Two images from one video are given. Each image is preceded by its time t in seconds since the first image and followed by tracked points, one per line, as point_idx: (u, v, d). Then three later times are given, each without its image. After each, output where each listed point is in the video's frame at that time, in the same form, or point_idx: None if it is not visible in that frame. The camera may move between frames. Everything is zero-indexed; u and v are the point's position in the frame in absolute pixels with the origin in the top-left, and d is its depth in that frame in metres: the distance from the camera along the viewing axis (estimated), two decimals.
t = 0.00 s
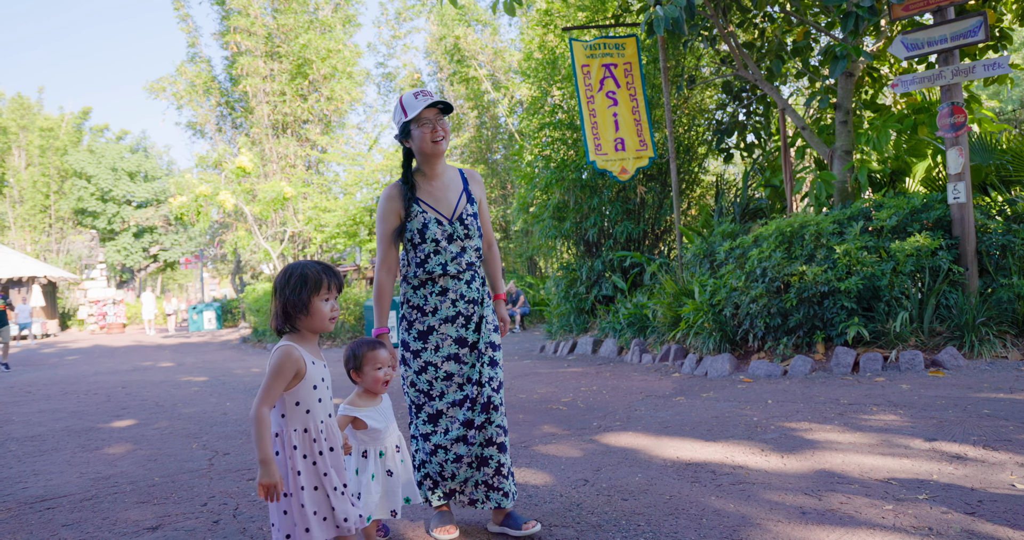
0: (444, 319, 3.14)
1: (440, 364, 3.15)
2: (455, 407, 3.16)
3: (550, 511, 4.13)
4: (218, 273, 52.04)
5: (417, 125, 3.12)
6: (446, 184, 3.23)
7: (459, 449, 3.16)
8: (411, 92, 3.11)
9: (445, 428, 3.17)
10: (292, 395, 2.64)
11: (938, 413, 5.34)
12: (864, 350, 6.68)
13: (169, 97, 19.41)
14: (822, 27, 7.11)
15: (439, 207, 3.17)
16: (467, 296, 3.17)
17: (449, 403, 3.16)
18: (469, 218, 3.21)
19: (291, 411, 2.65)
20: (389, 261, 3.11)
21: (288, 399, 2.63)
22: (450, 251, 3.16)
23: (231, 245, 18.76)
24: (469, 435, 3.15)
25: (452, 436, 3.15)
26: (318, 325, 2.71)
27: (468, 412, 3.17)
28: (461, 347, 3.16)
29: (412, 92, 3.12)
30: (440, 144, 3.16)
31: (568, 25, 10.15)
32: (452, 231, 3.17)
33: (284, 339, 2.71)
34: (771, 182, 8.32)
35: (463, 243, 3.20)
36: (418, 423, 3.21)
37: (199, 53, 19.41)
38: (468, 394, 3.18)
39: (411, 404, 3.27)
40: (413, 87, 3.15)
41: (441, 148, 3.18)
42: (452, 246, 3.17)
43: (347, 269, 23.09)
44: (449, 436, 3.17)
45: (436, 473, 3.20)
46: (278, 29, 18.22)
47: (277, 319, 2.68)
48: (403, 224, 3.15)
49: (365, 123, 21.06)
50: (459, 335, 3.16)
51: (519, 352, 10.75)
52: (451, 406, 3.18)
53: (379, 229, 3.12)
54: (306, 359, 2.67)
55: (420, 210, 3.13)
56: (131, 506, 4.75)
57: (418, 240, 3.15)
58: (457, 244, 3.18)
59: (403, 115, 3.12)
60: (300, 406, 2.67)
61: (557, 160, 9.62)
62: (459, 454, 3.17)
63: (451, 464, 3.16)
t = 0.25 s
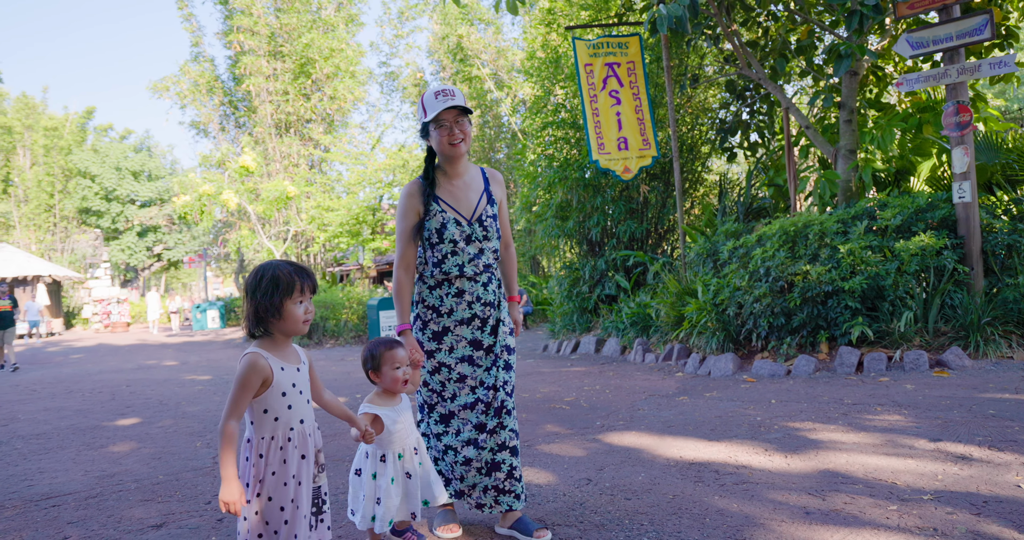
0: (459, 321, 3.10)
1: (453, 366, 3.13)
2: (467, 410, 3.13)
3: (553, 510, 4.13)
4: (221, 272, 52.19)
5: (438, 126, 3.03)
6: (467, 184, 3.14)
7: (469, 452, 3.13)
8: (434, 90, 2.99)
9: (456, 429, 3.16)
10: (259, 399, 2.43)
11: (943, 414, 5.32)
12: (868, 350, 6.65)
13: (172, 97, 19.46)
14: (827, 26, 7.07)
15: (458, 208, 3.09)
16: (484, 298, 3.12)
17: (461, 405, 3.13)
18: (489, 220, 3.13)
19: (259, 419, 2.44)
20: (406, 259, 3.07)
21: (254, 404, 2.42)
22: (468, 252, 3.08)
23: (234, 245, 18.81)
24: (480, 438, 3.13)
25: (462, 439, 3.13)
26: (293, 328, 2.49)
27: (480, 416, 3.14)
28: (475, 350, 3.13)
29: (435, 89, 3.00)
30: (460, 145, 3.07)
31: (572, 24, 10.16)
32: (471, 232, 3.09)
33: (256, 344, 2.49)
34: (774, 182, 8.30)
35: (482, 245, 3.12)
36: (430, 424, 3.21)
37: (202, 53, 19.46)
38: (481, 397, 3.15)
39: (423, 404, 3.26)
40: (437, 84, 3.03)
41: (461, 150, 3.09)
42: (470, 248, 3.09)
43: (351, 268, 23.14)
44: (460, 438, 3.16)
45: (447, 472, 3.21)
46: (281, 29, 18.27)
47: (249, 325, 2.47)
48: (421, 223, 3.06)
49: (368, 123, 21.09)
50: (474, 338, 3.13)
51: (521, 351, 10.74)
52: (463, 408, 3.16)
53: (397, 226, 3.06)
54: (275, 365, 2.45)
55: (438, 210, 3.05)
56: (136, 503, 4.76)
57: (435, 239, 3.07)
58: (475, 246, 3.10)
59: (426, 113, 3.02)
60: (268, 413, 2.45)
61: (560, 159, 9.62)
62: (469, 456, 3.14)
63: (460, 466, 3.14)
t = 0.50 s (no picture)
0: (486, 318, 3.05)
1: (478, 363, 3.07)
2: (490, 408, 3.08)
3: (564, 508, 4.12)
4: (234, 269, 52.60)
5: (471, 127, 2.95)
6: (497, 179, 3.08)
7: (491, 450, 3.08)
8: (470, 90, 2.87)
9: (479, 428, 3.10)
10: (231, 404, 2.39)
11: (959, 414, 5.25)
12: (882, 349, 6.58)
13: (184, 96, 19.59)
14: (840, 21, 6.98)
15: (487, 204, 3.03)
16: (511, 295, 3.07)
17: (484, 403, 3.08)
18: (518, 216, 3.07)
19: (234, 424, 2.40)
20: (434, 253, 3.03)
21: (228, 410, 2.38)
22: (495, 248, 3.03)
23: (246, 243, 18.93)
24: (502, 437, 3.08)
25: (485, 437, 3.07)
26: (267, 331, 2.45)
27: (502, 414, 3.09)
28: (500, 348, 3.07)
29: (471, 88, 2.89)
30: (491, 148, 3.00)
31: (581, 21, 10.14)
32: (499, 228, 3.04)
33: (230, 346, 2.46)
34: (786, 179, 8.23)
35: (510, 241, 3.06)
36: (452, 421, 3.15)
37: (213, 53, 19.58)
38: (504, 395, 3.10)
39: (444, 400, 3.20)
40: (473, 81, 2.92)
41: (493, 151, 3.02)
42: (497, 244, 3.04)
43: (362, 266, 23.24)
44: (482, 436, 3.10)
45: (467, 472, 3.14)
46: (291, 28, 18.35)
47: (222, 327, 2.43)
48: (450, 218, 3.02)
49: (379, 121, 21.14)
50: (500, 335, 3.07)
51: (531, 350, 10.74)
52: (487, 406, 3.10)
53: (425, 221, 3.02)
54: (248, 369, 2.41)
55: (467, 206, 3.00)
56: (150, 499, 4.80)
57: (463, 234, 3.02)
58: (503, 242, 3.05)
59: (460, 110, 2.93)
60: (243, 419, 2.41)
61: (570, 157, 9.61)
62: (491, 454, 3.09)
63: (481, 464, 3.09)
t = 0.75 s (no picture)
0: (516, 314, 3.05)
1: (508, 359, 3.06)
2: (521, 408, 3.06)
3: (580, 505, 4.12)
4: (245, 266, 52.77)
5: (502, 130, 2.92)
6: (528, 174, 3.07)
7: (521, 450, 3.07)
8: (501, 93, 2.83)
9: (509, 427, 3.07)
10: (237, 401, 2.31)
11: (975, 413, 5.23)
12: (897, 348, 6.56)
13: (199, 94, 19.65)
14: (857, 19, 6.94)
15: (518, 198, 3.03)
16: (540, 292, 3.07)
17: (516, 403, 3.05)
18: (548, 211, 3.08)
19: (241, 423, 2.33)
20: (465, 244, 3.03)
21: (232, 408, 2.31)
22: (525, 243, 3.04)
23: (261, 241, 19.00)
24: (533, 437, 3.07)
25: (516, 437, 3.05)
26: (261, 329, 2.39)
27: (533, 413, 3.08)
28: (530, 345, 3.06)
29: (503, 90, 2.84)
30: (522, 149, 2.97)
31: (597, 19, 10.15)
32: (529, 223, 3.04)
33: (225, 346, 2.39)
34: (802, 177, 8.22)
35: (540, 236, 3.07)
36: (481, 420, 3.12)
37: (229, 51, 19.63)
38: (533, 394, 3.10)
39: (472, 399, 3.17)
40: (505, 83, 2.86)
41: (525, 152, 3.00)
42: (528, 239, 3.04)
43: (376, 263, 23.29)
44: (512, 436, 3.08)
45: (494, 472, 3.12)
46: (306, 26, 18.37)
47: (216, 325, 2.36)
48: (480, 211, 3.03)
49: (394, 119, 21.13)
50: (530, 332, 3.06)
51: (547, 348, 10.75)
52: (517, 405, 3.08)
53: (455, 212, 3.03)
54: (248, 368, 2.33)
55: (498, 200, 3.00)
56: (167, 495, 4.82)
57: (492, 228, 3.04)
58: (533, 237, 3.06)
59: (491, 110, 2.90)
60: (249, 417, 2.33)
61: (586, 154, 9.62)
62: (520, 454, 3.08)
63: (511, 464, 3.08)
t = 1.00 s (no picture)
0: (536, 309, 3.05)
1: (531, 353, 3.03)
2: (548, 402, 3.01)
3: (587, 502, 4.13)
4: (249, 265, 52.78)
5: (522, 126, 2.91)
6: (547, 168, 3.07)
7: (547, 448, 3.01)
8: (522, 90, 2.82)
9: (534, 424, 3.01)
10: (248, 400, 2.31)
11: (982, 412, 5.23)
12: (904, 346, 6.56)
13: (207, 92, 19.66)
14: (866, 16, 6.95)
15: (537, 193, 3.03)
16: (559, 287, 3.09)
17: (542, 397, 3.01)
18: (567, 207, 3.08)
19: (250, 422, 2.31)
20: (481, 236, 3.01)
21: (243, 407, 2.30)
22: (544, 239, 3.05)
23: (268, 239, 19.01)
24: (558, 433, 3.03)
25: (542, 433, 2.99)
26: (270, 326, 2.38)
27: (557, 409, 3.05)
28: (550, 340, 3.06)
29: (523, 86, 2.83)
30: (540, 145, 2.97)
31: (606, 16, 10.18)
32: (547, 218, 3.05)
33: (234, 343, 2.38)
34: (810, 175, 8.23)
35: (558, 232, 3.08)
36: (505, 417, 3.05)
37: (237, 48, 19.64)
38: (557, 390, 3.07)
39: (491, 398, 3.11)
40: (526, 78, 2.85)
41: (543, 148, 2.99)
42: (546, 234, 3.06)
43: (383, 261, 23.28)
44: (537, 433, 3.01)
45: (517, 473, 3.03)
46: (314, 23, 18.37)
47: (224, 322, 2.35)
48: (499, 204, 3.02)
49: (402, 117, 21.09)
50: (550, 328, 3.07)
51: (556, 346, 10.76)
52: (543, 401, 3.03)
53: (472, 205, 3.00)
54: (257, 365, 2.33)
55: (516, 194, 3.00)
56: (175, 493, 4.82)
57: (511, 223, 3.03)
58: (551, 232, 3.07)
59: (511, 105, 2.89)
60: (259, 415, 2.33)
61: (594, 152, 9.64)
62: (545, 453, 3.02)
63: (535, 465, 3.00)
